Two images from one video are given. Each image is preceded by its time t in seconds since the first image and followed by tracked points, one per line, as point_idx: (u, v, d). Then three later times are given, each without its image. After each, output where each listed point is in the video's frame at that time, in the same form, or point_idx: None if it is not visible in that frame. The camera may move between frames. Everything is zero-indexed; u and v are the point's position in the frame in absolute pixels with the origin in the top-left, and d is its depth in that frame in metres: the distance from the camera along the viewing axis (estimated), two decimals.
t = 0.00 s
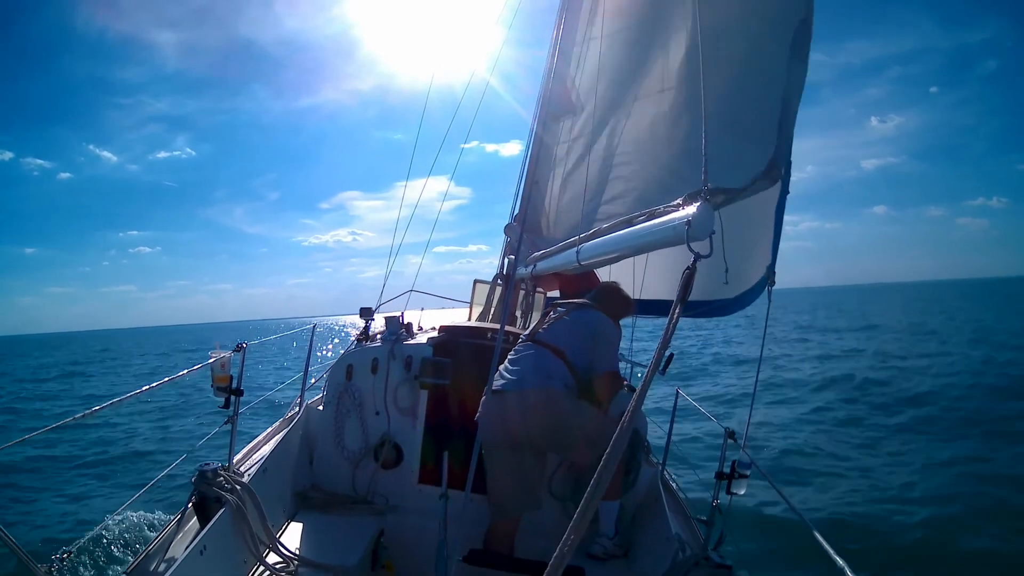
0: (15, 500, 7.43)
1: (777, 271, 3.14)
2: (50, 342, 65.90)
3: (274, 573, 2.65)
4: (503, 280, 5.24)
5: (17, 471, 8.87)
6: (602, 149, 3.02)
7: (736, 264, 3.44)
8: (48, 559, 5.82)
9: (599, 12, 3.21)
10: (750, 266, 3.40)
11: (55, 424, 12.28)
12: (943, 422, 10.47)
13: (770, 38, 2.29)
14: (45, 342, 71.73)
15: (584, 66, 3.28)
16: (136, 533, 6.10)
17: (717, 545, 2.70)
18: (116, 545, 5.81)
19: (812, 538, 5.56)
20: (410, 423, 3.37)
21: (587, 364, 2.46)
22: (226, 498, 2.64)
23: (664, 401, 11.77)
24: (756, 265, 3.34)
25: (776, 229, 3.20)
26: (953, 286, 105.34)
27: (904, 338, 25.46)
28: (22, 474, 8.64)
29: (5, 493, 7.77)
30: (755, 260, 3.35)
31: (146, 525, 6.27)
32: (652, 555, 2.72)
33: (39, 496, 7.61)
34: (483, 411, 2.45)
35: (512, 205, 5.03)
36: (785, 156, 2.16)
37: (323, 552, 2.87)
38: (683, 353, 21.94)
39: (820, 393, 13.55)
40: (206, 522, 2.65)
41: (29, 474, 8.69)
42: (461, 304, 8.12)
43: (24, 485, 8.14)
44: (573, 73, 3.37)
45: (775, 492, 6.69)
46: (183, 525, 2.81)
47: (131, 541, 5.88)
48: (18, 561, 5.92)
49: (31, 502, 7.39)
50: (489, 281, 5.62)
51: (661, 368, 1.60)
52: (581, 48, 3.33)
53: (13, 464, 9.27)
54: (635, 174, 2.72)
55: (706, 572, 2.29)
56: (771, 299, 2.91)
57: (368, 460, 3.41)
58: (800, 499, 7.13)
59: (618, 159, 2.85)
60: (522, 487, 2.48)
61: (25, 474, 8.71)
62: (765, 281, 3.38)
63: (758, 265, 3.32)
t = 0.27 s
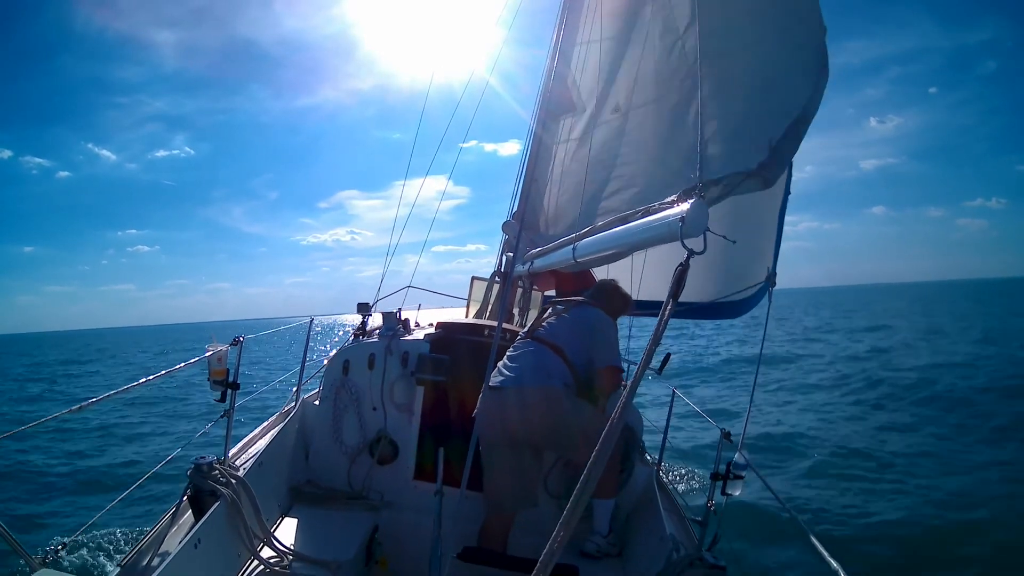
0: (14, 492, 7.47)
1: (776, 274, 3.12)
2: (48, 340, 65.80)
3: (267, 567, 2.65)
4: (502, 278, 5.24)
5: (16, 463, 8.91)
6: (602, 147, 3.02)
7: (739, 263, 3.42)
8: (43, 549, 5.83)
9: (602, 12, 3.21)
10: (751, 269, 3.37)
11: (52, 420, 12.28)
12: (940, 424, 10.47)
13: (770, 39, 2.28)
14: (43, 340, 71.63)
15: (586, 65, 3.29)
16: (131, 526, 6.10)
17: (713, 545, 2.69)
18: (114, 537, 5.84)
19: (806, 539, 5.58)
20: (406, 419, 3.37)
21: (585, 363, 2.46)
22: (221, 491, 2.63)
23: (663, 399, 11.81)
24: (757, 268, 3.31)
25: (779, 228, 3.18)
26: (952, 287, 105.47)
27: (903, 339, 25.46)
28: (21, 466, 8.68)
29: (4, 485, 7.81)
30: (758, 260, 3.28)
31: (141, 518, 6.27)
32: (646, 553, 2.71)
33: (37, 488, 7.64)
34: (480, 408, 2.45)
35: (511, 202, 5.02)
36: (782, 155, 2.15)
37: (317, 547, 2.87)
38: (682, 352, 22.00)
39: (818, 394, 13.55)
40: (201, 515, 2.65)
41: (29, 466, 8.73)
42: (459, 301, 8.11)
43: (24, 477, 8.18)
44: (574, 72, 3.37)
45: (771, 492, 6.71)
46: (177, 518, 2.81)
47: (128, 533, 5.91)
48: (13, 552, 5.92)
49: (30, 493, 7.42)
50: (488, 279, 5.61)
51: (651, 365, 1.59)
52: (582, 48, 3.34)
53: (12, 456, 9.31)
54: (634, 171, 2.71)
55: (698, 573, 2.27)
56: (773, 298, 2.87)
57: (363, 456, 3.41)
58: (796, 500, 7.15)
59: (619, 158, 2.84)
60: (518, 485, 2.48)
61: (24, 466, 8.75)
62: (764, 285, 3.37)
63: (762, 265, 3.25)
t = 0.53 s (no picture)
0: (11, 486, 7.46)
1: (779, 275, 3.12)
2: (47, 338, 65.81)
3: (265, 563, 2.65)
4: (502, 275, 5.24)
5: (14, 457, 8.90)
6: (603, 145, 3.01)
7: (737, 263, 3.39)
8: (41, 542, 5.82)
9: (604, 10, 3.21)
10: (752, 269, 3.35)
11: (52, 415, 12.28)
12: (940, 424, 10.47)
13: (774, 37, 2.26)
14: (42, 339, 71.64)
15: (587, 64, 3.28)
16: (128, 521, 6.08)
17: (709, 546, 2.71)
18: (111, 531, 5.84)
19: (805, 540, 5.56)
20: (406, 415, 3.36)
21: (587, 362, 2.45)
22: (219, 485, 2.64)
23: (662, 398, 11.80)
24: (759, 267, 3.30)
25: (782, 226, 3.22)
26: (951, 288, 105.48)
27: (902, 341, 25.43)
28: (19, 460, 8.67)
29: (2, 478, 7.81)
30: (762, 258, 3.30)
31: (139, 513, 6.26)
32: (644, 551, 2.71)
33: (35, 482, 7.63)
34: (480, 406, 2.44)
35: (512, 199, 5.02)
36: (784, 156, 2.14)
37: (315, 543, 2.86)
38: (681, 351, 21.99)
39: (817, 394, 13.55)
40: (198, 509, 2.66)
41: (26, 461, 8.72)
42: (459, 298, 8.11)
43: (21, 471, 8.17)
44: (576, 71, 3.37)
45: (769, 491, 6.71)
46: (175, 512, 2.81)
47: (125, 527, 5.91)
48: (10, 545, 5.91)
49: (27, 487, 7.41)
50: (487, 276, 5.61)
51: (654, 364, 1.58)
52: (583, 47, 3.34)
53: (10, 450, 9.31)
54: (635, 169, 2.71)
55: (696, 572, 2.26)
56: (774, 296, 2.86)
57: (362, 452, 3.40)
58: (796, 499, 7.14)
59: (621, 157, 2.83)
60: (517, 483, 2.47)
61: (21, 460, 8.73)
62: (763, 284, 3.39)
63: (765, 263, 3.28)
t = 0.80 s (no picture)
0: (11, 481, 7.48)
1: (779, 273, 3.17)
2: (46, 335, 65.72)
3: (264, 560, 2.64)
4: (501, 272, 5.24)
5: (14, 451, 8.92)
6: (605, 143, 3.00)
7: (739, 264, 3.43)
8: (39, 538, 5.82)
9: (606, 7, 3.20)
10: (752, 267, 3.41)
11: (50, 411, 12.27)
12: (939, 425, 10.47)
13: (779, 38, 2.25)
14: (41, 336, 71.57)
15: (589, 62, 3.28)
16: (126, 518, 6.07)
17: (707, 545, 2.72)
18: (111, 526, 5.86)
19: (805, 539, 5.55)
20: (405, 412, 3.36)
21: (587, 362, 2.45)
22: (219, 482, 2.63)
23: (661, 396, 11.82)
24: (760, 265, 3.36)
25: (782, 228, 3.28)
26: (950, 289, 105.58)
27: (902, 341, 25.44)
28: (18, 455, 8.67)
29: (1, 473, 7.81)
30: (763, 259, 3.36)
31: (138, 510, 6.25)
32: (643, 550, 2.71)
33: (35, 477, 7.65)
34: (480, 406, 2.43)
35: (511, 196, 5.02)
36: (787, 156, 2.13)
37: (314, 540, 2.86)
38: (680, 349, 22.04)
39: (816, 394, 13.56)
40: (197, 506, 2.65)
41: (26, 455, 8.74)
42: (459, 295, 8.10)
43: (21, 465, 8.19)
44: (577, 69, 3.37)
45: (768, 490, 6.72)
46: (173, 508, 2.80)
47: (124, 522, 5.92)
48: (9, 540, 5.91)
49: (26, 482, 7.42)
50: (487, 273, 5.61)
51: (656, 364, 1.58)
52: (585, 46, 3.34)
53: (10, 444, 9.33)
54: (637, 168, 2.69)
55: (694, 570, 2.24)
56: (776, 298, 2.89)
57: (362, 448, 3.40)
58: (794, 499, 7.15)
59: (622, 156, 2.82)
60: (516, 481, 2.48)
61: (21, 455, 8.75)
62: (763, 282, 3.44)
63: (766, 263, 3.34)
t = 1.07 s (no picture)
0: (12, 482, 7.48)
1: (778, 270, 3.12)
2: (46, 334, 65.69)
3: (265, 559, 2.64)
4: (502, 270, 5.25)
5: (15, 453, 8.92)
6: (604, 141, 3.00)
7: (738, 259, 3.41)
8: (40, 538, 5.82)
9: (604, 7, 3.20)
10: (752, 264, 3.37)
11: (50, 410, 12.26)
12: (939, 424, 10.48)
13: (779, 37, 2.25)
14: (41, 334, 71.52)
15: (588, 61, 3.28)
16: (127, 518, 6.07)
17: (708, 541, 2.71)
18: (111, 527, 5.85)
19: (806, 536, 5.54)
20: (406, 411, 3.37)
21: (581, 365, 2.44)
22: (219, 482, 2.63)
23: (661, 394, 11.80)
24: (760, 261, 3.31)
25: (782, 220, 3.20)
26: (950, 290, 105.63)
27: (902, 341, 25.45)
28: (19, 456, 8.66)
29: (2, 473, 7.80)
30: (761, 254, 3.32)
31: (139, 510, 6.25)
32: (642, 547, 2.72)
33: (35, 478, 7.65)
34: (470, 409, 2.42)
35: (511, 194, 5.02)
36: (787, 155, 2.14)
37: (315, 539, 2.86)
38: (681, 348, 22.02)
39: (816, 393, 13.56)
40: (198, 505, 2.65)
41: (27, 457, 8.74)
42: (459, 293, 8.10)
43: (22, 467, 8.18)
44: (576, 67, 3.37)
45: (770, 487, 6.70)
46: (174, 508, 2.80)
47: (125, 522, 5.93)
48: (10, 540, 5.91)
49: (26, 483, 7.42)
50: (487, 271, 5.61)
51: (657, 363, 1.59)
52: (583, 44, 3.34)
53: (10, 445, 9.32)
54: (638, 165, 2.69)
55: (695, 568, 2.24)
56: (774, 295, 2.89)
57: (362, 447, 3.41)
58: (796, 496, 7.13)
59: (622, 155, 2.83)
60: (515, 482, 2.48)
61: (22, 457, 8.75)
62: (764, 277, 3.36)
63: (764, 259, 3.29)
